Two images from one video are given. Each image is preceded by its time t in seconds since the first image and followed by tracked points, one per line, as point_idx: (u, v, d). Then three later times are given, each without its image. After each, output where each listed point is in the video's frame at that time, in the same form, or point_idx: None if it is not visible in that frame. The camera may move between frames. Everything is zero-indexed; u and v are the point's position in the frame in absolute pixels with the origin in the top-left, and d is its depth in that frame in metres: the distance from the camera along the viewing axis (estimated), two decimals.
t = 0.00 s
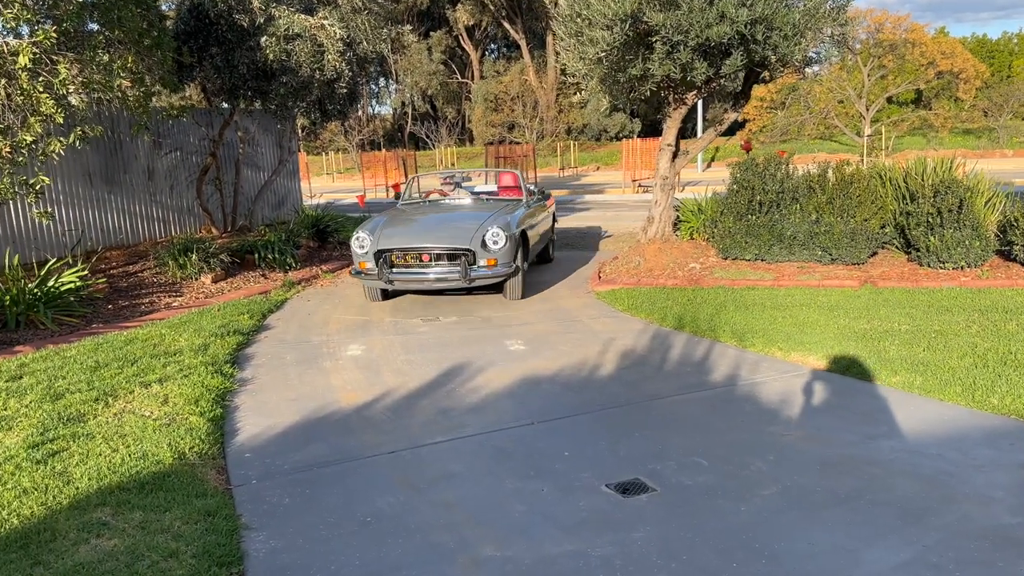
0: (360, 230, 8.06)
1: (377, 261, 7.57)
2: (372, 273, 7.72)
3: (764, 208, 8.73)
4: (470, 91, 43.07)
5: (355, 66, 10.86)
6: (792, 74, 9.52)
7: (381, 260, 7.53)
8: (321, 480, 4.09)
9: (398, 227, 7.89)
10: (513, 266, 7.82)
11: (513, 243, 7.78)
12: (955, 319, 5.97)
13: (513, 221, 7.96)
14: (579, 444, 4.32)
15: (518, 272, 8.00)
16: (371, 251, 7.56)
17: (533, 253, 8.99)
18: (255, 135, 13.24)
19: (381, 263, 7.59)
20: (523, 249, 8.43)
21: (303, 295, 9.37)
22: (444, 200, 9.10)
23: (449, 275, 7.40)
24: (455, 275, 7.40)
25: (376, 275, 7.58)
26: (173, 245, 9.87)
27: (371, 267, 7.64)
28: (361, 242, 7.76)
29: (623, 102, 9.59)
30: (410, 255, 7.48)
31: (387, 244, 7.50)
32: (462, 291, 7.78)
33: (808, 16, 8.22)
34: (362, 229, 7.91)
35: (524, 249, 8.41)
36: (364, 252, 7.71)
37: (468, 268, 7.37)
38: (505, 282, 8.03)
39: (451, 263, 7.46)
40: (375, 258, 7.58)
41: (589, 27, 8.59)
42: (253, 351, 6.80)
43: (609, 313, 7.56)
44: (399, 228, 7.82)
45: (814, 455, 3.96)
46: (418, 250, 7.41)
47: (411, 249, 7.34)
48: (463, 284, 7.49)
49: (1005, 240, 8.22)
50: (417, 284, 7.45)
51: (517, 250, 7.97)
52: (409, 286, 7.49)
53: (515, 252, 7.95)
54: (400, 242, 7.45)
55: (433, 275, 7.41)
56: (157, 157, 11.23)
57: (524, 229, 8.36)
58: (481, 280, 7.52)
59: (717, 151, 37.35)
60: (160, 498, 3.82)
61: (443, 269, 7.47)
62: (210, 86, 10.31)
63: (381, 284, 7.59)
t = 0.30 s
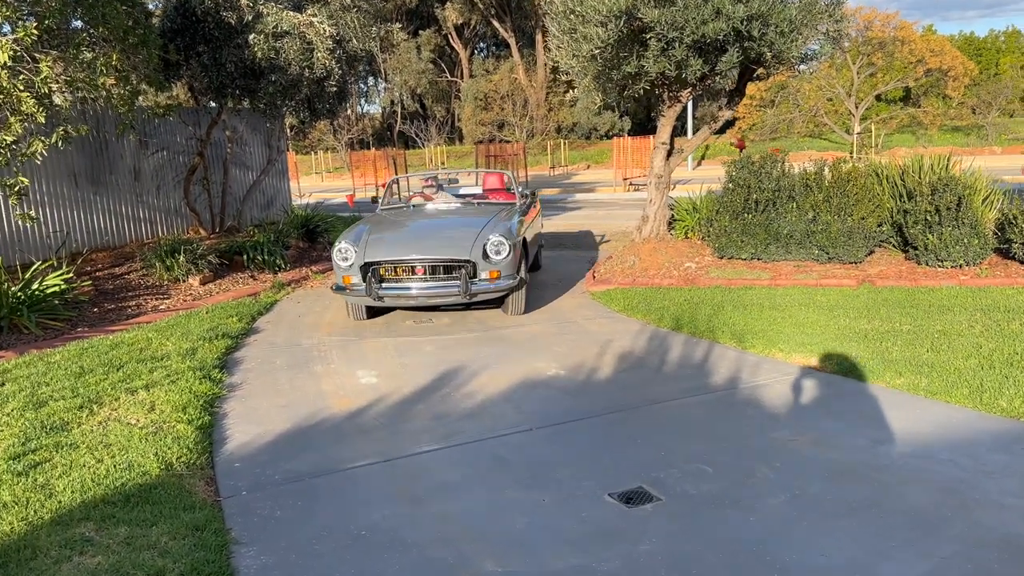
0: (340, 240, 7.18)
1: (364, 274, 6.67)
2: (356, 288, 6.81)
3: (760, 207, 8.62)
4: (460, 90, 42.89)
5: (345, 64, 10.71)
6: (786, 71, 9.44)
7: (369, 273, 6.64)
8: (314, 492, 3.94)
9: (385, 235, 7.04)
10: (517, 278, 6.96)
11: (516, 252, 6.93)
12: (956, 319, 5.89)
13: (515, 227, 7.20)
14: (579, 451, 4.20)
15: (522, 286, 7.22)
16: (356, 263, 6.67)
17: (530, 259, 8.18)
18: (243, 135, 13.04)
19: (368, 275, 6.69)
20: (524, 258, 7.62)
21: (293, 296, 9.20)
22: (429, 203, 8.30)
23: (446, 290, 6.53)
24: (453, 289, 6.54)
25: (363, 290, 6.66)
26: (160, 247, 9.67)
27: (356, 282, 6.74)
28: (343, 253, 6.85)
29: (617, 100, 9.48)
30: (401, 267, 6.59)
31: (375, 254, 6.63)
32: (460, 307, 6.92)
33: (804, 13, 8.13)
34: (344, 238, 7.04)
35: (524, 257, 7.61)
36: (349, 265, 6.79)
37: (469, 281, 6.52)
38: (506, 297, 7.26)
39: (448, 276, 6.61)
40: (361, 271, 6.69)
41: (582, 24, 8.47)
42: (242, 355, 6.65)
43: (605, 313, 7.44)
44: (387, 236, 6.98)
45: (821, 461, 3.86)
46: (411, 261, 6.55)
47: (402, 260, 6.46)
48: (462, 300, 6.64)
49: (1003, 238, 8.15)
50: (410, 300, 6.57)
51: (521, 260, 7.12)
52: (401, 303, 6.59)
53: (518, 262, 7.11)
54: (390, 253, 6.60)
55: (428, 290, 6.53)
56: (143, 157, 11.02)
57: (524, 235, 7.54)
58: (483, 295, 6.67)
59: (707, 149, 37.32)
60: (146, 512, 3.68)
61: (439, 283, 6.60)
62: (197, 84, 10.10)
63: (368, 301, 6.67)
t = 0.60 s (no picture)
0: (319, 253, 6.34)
1: (350, 293, 5.86)
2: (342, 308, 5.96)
3: (751, 207, 8.56)
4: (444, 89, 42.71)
5: (329, 64, 10.60)
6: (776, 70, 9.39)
7: (357, 291, 5.83)
8: (304, 508, 3.82)
9: (371, 246, 6.20)
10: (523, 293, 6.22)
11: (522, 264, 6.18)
12: (951, 320, 5.85)
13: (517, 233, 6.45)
14: (577, 461, 4.10)
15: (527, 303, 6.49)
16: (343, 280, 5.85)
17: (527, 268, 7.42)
18: (226, 135, 12.83)
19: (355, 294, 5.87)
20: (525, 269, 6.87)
21: (278, 300, 9.03)
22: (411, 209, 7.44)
23: (445, 309, 5.78)
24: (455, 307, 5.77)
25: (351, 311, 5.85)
26: (141, 250, 9.46)
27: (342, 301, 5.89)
28: (325, 269, 6.01)
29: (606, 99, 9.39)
30: (393, 283, 5.80)
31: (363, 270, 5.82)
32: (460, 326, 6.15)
33: (796, 11, 8.05)
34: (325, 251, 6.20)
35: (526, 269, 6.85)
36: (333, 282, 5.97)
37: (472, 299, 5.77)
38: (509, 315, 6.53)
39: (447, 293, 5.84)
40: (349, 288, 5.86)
41: (571, 23, 8.37)
42: (228, 362, 6.49)
43: (597, 316, 7.34)
44: (373, 247, 6.16)
45: (824, 470, 3.78)
46: (405, 278, 5.76)
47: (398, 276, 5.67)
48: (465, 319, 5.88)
49: (994, 238, 8.15)
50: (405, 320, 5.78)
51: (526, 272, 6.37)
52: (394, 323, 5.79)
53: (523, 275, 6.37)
54: (380, 267, 5.79)
55: (425, 309, 5.75)
56: (124, 159, 10.79)
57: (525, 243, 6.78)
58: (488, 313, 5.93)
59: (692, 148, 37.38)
60: (129, 531, 3.53)
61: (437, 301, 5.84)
62: (179, 84, 9.89)
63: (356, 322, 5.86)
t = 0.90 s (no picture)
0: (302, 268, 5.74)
1: (344, 312, 5.32)
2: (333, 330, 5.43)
3: (735, 207, 8.59)
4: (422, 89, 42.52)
5: (309, 64, 10.47)
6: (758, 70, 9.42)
7: (351, 310, 5.29)
8: (295, 520, 3.73)
9: (362, 258, 5.65)
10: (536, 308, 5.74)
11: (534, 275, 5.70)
12: (938, 319, 5.88)
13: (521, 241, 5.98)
14: (571, 467, 4.05)
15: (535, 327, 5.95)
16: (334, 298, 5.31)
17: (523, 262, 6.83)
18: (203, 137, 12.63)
19: (349, 313, 5.33)
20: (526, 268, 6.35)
21: (259, 304, 8.89)
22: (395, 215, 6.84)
23: (453, 328, 5.26)
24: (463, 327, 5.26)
25: (347, 332, 5.30)
26: (118, 254, 9.27)
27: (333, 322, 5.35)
28: (313, 286, 5.44)
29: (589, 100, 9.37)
30: (392, 301, 5.27)
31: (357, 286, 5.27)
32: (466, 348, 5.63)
33: (779, 10, 8.08)
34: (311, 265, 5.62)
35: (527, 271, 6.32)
36: (322, 300, 5.41)
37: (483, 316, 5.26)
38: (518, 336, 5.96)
39: (452, 309, 5.33)
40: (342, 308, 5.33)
41: (555, 23, 8.33)
42: (209, 368, 6.37)
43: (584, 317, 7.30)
44: (365, 259, 5.60)
45: (820, 471, 3.76)
46: (406, 294, 5.23)
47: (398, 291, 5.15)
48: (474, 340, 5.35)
49: (976, 236, 8.24)
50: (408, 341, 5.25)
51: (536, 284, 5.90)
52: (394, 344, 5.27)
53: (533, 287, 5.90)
54: (377, 284, 5.25)
55: (431, 328, 5.23)
56: (99, 161, 10.58)
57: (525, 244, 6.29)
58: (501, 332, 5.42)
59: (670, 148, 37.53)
60: (113, 546, 3.42)
61: (443, 319, 5.33)
62: (156, 85, 9.72)
63: (353, 345, 5.31)
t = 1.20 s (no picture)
0: (292, 288, 4.97)
1: (352, 334, 4.60)
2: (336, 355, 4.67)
3: (718, 205, 8.60)
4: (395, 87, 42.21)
5: (285, 61, 10.29)
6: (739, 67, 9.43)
7: (361, 333, 4.57)
8: (289, 530, 3.62)
9: (364, 272, 4.93)
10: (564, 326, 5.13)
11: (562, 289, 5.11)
12: (925, 315, 5.93)
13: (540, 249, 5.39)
14: (570, 470, 3.99)
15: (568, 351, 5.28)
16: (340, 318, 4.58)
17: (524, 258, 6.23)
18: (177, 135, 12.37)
19: (357, 337, 4.61)
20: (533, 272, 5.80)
21: (238, 306, 8.71)
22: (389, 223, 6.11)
23: (480, 350, 4.61)
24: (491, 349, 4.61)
25: (356, 359, 4.57)
26: (91, 255, 9.03)
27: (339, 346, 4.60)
28: (310, 307, 4.65)
29: (572, 97, 9.31)
30: (407, 320, 4.57)
31: (367, 305, 4.56)
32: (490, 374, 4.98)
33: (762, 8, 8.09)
34: (305, 282, 4.84)
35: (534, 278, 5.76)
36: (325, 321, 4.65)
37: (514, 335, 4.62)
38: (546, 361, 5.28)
39: (475, 330, 4.67)
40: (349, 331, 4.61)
41: (538, 19, 8.28)
42: (190, 372, 6.21)
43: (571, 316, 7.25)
44: (369, 274, 4.89)
45: (821, 472, 3.74)
46: (423, 313, 4.56)
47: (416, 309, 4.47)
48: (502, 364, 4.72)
49: (957, 233, 8.39)
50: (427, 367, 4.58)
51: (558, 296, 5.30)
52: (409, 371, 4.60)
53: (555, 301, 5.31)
54: (390, 303, 4.55)
55: (454, 351, 4.55)
56: (70, 160, 10.30)
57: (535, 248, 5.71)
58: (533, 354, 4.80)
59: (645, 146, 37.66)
60: (101, 561, 3.29)
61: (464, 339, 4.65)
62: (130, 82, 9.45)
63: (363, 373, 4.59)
